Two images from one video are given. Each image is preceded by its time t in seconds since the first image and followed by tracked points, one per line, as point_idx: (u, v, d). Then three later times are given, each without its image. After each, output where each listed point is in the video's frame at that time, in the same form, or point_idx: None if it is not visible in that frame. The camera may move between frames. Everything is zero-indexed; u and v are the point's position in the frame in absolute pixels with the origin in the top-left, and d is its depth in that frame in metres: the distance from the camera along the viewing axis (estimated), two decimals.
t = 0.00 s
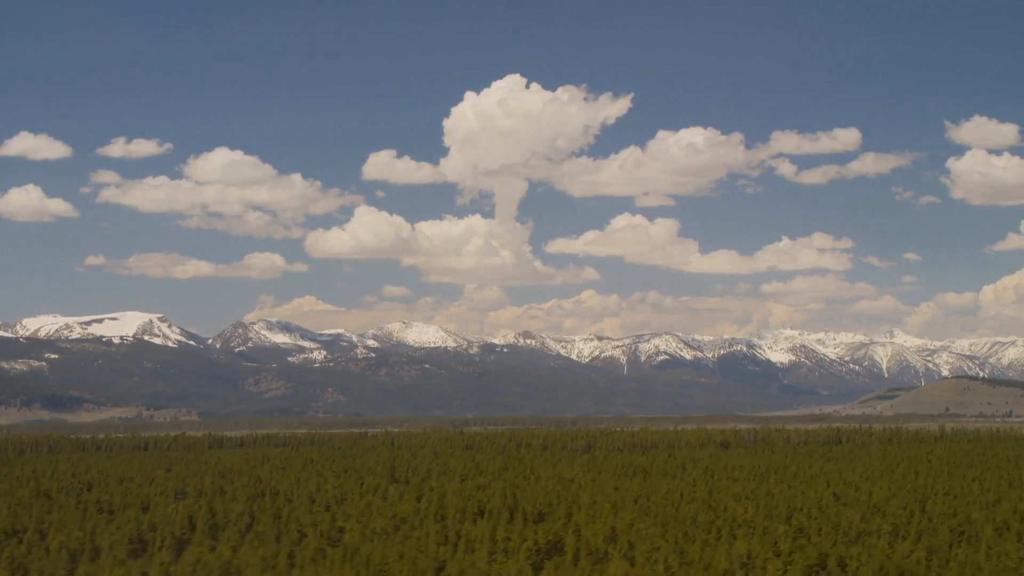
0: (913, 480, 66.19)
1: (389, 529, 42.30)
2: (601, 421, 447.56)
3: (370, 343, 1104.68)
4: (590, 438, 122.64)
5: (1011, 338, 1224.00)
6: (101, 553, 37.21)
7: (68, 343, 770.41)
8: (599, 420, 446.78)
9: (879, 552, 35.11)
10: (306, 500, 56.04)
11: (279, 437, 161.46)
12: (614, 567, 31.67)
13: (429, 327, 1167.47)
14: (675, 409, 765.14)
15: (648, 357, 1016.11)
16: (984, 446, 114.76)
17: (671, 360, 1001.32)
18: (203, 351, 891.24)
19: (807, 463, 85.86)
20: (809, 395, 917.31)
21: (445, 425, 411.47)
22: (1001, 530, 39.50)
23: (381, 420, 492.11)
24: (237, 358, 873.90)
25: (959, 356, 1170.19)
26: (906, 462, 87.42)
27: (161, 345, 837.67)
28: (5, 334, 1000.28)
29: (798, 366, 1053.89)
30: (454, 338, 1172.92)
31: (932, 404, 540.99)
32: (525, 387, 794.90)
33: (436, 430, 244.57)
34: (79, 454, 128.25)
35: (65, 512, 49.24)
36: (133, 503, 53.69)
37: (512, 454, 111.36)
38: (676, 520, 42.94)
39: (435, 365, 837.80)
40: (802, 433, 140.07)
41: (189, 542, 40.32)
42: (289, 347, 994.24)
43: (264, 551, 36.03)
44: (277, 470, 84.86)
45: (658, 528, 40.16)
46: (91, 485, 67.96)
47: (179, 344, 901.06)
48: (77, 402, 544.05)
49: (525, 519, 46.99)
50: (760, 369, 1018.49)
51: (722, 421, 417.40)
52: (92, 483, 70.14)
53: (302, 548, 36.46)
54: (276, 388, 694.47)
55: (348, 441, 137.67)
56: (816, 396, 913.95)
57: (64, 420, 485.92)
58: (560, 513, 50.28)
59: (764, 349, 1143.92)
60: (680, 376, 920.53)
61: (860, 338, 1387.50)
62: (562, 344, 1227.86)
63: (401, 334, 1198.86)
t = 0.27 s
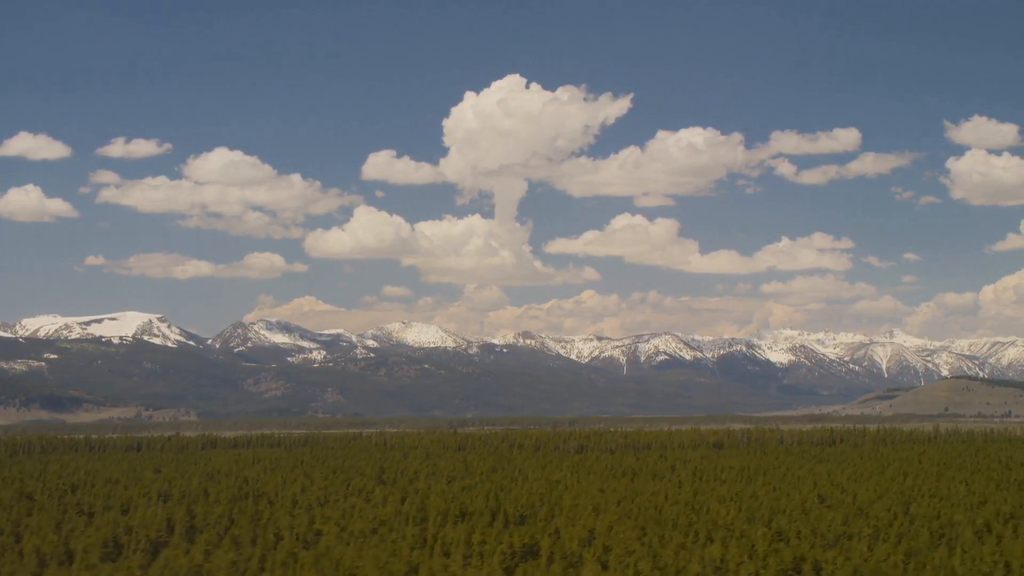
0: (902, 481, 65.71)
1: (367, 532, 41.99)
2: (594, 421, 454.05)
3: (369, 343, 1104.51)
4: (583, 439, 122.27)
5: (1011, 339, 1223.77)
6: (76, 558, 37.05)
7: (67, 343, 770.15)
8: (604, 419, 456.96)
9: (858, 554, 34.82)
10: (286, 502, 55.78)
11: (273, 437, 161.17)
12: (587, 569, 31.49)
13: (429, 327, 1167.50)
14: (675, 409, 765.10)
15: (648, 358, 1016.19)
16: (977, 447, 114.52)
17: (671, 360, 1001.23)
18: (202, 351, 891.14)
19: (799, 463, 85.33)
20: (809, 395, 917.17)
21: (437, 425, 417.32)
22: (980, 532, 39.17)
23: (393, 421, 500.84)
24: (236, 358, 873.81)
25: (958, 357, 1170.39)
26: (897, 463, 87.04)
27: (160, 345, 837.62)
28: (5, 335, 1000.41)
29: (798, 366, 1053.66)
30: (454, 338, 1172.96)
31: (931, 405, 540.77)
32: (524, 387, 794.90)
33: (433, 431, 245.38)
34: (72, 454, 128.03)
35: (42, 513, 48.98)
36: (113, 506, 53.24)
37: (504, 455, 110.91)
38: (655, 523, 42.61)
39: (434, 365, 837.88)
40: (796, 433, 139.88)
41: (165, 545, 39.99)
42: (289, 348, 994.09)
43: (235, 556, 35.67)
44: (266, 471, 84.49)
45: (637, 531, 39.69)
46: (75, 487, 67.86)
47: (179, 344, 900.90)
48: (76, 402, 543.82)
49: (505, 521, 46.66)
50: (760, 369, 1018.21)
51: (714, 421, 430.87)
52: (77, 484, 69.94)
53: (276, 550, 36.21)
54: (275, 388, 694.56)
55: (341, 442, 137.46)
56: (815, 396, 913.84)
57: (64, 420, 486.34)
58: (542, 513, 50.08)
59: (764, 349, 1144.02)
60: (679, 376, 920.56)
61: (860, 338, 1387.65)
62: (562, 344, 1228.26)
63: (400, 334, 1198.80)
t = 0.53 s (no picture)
0: (889, 483, 65.16)
1: (337, 536, 41.76)
2: (582, 420, 465.24)
3: (368, 343, 1104.28)
4: (572, 440, 121.65)
5: (1010, 339, 1223.59)
6: (45, 561, 37.00)
7: (66, 343, 769.80)
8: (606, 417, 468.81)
9: (825, 558, 34.52)
10: (263, 504, 54.91)
11: (263, 438, 160.77)
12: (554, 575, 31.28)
13: (429, 327, 1166.79)
14: (674, 409, 765.01)
15: (648, 358, 1015.24)
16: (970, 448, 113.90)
17: (670, 360, 1001.22)
18: (201, 351, 891.37)
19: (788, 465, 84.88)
20: (808, 395, 916.85)
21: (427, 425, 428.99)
22: (957, 536, 38.66)
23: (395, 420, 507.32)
24: (235, 358, 873.09)
25: (958, 356, 1169.49)
26: (886, 464, 86.47)
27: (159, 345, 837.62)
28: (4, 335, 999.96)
29: (797, 367, 1053.47)
30: (454, 338, 1172.30)
31: (929, 405, 540.65)
32: (523, 387, 794.82)
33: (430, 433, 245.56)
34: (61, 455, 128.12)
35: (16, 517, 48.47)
36: (90, 508, 52.98)
37: (494, 456, 110.34)
38: (628, 527, 42.35)
39: (433, 365, 838.06)
40: (789, 433, 139.62)
41: (136, 548, 39.77)
42: (288, 348, 994.14)
43: (200, 560, 35.31)
44: (250, 473, 84.04)
45: (608, 534, 39.43)
46: (58, 489, 67.38)
47: (178, 345, 900.88)
48: (75, 403, 543.85)
49: (479, 523, 46.26)
50: (759, 369, 1017.86)
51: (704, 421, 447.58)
52: (57, 485, 69.38)
53: (243, 553, 35.75)
54: (274, 388, 694.68)
55: (333, 442, 137.44)
56: (815, 396, 912.77)
57: (62, 421, 486.01)
58: (519, 513, 49.52)
59: (763, 349, 1144.36)
60: (678, 376, 920.59)
61: (859, 338, 1387.64)
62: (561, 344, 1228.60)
63: (399, 334, 1198.89)
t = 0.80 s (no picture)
0: (877, 484, 64.92)
1: (312, 540, 41.28)
2: (583, 419, 468.02)
3: (368, 343, 1104.09)
4: (564, 441, 121.19)
5: (1010, 338, 1223.08)
6: (15, 566, 36.58)
7: (65, 343, 769.47)
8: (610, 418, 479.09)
9: (800, 563, 34.23)
10: (244, 507, 54.46)
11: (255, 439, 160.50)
12: None
13: (428, 328, 1165.92)
14: (673, 409, 764.85)
15: (647, 358, 1014.45)
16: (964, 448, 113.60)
17: (670, 360, 1001.16)
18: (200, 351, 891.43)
19: (779, 466, 84.49)
20: (808, 395, 916.54)
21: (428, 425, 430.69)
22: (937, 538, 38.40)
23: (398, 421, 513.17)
24: (234, 358, 872.17)
25: (958, 357, 1169.20)
26: (877, 465, 86.12)
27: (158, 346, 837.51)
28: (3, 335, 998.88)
29: (797, 367, 1053.26)
30: (453, 338, 1171.22)
31: (928, 405, 540.36)
32: (523, 387, 794.72)
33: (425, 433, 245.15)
34: (53, 455, 128.05)
35: None
36: (69, 510, 52.53)
37: (485, 458, 109.92)
38: (607, 530, 41.99)
39: (432, 366, 837.91)
40: (782, 434, 139.67)
41: (108, 552, 39.29)
42: (288, 348, 994.03)
43: (169, 565, 34.90)
44: (239, 474, 83.65)
45: (586, 537, 39.12)
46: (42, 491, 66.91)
47: (177, 345, 900.69)
48: (73, 403, 543.43)
49: (458, 524, 45.90)
50: (759, 369, 1017.46)
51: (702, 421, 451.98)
52: (41, 487, 68.88)
53: (213, 558, 35.40)
54: (273, 388, 694.39)
55: (326, 443, 137.41)
56: (815, 396, 912.02)
57: (61, 421, 485.13)
58: (499, 515, 49.15)
59: (763, 350, 1144.32)
60: (678, 376, 920.41)
61: (859, 338, 1387.45)
62: (561, 344, 1228.18)
63: (399, 334, 1198.81)
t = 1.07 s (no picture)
0: (864, 487, 64.25)
1: (289, 542, 40.59)
2: (588, 419, 469.47)
3: (367, 343, 1103.93)
4: (555, 442, 120.72)
5: (1010, 339, 1222.98)
6: None
7: (65, 344, 769.08)
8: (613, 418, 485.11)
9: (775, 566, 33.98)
10: (224, 509, 54.03)
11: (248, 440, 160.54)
12: None
13: (427, 328, 1165.57)
14: (673, 409, 764.83)
15: (647, 358, 1014.16)
16: (960, 450, 112.77)
17: (669, 360, 1001.33)
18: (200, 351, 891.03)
19: (767, 468, 83.90)
20: (807, 396, 916.54)
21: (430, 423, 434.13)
22: (913, 544, 37.90)
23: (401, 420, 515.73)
24: (233, 359, 871.31)
25: (957, 357, 1169.42)
26: (866, 466, 85.64)
27: (158, 346, 837.29)
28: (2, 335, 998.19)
29: (796, 367, 1053.41)
30: (452, 338, 1170.78)
31: (927, 405, 540.34)
32: (522, 387, 794.75)
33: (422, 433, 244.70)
34: (45, 455, 127.96)
35: None
36: (48, 513, 52.05)
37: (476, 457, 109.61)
38: (588, 533, 41.62)
39: (432, 366, 837.91)
40: (776, 436, 138.98)
41: (82, 556, 38.74)
42: (288, 348, 993.92)
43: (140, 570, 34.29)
44: (228, 474, 83.12)
45: (564, 541, 38.79)
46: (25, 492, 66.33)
47: (176, 345, 900.36)
48: (73, 403, 543.00)
49: (432, 524, 45.47)
50: (758, 369, 1017.55)
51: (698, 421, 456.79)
52: (24, 488, 68.38)
53: (185, 565, 34.85)
54: (272, 388, 694.12)
55: (318, 445, 136.90)
56: (814, 397, 912.01)
57: (59, 421, 484.68)
58: (480, 517, 48.72)
59: (762, 350, 1144.66)
60: (677, 376, 920.47)
61: (858, 339, 1387.84)
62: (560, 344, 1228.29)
63: (399, 334, 1198.79)
